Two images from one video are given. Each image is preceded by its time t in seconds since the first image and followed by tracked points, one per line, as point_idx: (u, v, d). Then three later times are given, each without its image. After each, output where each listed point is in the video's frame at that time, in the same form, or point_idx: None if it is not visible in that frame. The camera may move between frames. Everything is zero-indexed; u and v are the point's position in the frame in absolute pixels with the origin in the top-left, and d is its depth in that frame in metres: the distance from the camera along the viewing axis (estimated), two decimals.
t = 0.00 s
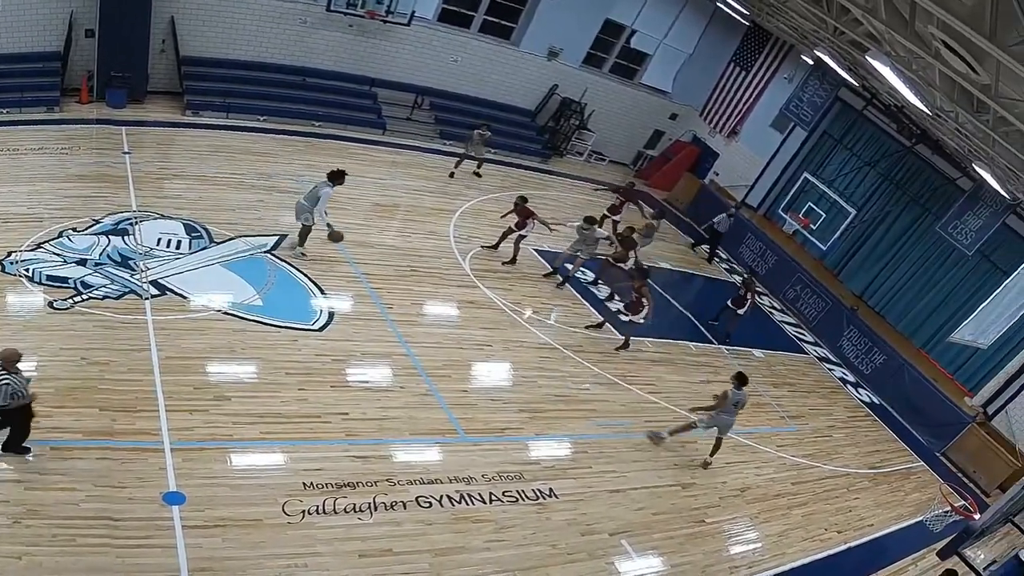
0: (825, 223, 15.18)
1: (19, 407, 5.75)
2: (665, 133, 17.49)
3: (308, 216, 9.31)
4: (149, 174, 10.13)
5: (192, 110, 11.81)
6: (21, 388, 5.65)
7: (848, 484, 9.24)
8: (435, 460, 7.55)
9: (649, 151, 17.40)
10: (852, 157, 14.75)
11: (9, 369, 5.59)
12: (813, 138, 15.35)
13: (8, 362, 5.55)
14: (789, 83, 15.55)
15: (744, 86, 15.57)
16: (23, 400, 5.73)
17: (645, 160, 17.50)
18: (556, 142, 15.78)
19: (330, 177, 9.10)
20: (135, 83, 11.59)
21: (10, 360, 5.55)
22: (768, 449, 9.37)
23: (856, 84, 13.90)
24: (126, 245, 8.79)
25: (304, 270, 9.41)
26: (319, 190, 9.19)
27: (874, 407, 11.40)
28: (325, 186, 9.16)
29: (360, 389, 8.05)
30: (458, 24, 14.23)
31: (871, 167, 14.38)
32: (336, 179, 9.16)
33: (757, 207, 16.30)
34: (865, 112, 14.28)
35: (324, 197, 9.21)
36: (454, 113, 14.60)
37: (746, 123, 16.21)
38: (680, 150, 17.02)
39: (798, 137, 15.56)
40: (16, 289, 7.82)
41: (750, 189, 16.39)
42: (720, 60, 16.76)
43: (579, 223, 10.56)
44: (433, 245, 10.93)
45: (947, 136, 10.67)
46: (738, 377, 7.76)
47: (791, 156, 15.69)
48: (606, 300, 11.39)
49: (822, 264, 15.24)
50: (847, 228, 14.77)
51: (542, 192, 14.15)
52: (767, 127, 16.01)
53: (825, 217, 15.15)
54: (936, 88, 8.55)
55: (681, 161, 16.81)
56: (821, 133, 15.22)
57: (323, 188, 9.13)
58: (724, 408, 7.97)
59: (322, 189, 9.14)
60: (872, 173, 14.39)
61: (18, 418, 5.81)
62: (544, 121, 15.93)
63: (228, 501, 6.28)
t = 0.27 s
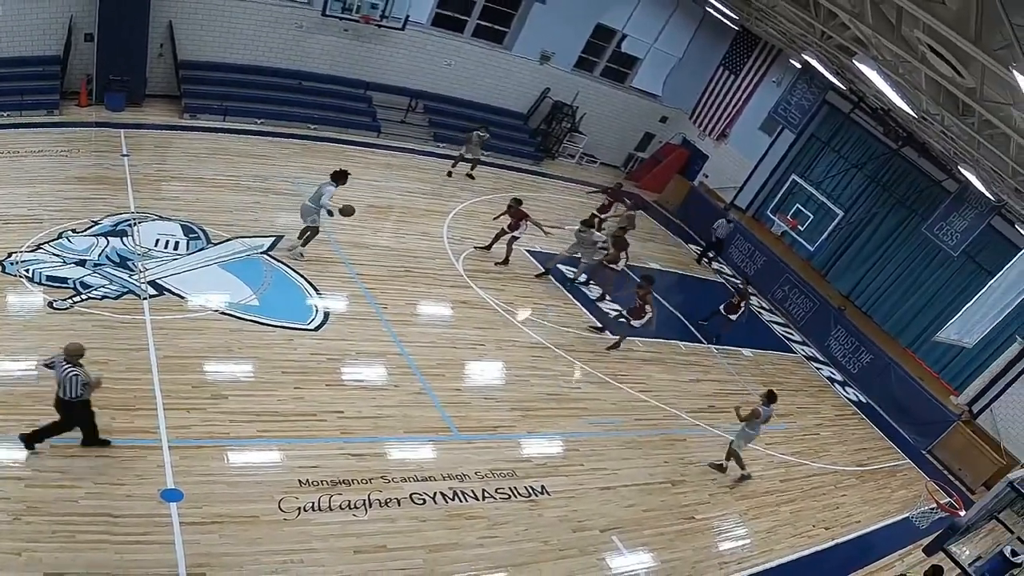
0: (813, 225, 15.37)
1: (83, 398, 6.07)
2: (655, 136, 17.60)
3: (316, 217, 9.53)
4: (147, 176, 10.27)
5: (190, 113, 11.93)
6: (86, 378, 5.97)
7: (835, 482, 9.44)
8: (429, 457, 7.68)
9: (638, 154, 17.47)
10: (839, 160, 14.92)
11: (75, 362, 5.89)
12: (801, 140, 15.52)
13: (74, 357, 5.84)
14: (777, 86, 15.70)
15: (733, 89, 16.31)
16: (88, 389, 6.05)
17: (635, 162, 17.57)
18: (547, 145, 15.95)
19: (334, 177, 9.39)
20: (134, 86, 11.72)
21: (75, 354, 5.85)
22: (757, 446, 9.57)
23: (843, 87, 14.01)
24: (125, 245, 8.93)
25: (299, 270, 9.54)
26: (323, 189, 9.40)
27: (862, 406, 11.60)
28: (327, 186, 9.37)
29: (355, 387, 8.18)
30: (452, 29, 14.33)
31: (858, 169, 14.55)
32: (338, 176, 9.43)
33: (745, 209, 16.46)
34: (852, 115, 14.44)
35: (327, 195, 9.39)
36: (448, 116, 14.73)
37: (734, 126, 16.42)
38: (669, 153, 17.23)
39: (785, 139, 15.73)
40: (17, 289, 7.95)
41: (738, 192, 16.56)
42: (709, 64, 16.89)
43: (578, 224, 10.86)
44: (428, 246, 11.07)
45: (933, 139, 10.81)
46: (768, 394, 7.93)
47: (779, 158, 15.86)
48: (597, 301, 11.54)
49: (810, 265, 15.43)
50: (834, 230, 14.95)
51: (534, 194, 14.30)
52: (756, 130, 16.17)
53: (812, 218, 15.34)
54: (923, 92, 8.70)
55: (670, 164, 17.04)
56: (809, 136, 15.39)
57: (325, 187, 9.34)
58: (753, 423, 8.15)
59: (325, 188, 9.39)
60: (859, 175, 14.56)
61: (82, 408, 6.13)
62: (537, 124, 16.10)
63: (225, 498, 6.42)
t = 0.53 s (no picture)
0: (800, 225, 15.90)
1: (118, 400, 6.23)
2: (646, 139, 17.90)
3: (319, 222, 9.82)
4: (148, 178, 10.44)
5: (190, 116, 12.09)
6: (120, 380, 6.12)
7: (823, 478, 9.70)
8: (424, 454, 7.85)
9: (630, 156, 17.78)
10: (826, 162, 15.51)
11: (112, 361, 6.12)
12: (789, 143, 16.09)
13: (113, 355, 6.13)
14: (766, 90, 16.25)
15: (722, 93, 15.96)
16: (121, 392, 6.18)
17: (626, 164, 17.92)
18: (540, 147, 16.13)
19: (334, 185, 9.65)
20: (135, 90, 11.89)
21: (114, 352, 6.12)
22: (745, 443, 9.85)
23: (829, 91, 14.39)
24: (126, 246, 9.10)
25: (297, 270, 9.71)
26: (325, 197, 9.71)
27: (850, 403, 12.00)
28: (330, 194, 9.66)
29: (351, 385, 8.34)
30: (446, 33, 14.49)
31: (845, 171, 15.14)
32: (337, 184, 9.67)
33: (734, 210, 16.95)
34: (839, 118, 15.02)
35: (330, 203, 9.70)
36: (443, 119, 14.92)
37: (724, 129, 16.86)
38: (659, 155, 17.57)
39: (774, 142, 16.28)
40: (20, 289, 8.13)
41: (728, 193, 17.04)
42: (698, 69, 17.22)
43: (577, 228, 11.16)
44: (424, 247, 11.25)
45: (918, 141, 11.06)
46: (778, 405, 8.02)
47: (768, 160, 16.39)
48: (589, 300, 11.77)
49: (798, 265, 15.98)
50: (822, 230, 15.53)
51: (527, 196, 14.48)
52: (745, 133, 16.71)
53: (800, 219, 15.88)
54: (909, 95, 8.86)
55: (660, 167, 17.39)
56: (797, 139, 15.98)
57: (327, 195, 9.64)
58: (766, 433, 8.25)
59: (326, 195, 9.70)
60: (846, 177, 15.15)
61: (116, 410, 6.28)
62: (530, 126, 16.32)
63: (224, 493, 6.58)
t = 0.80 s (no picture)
0: (786, 227, 16.48)
1: (172, 401, 6.51)
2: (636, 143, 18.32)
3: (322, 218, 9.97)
4: (150, 181, 10.66)
5: (191, 120, 12.31)
6: (176, 386, 6.38)
7: (809, 473, 10.17)
8: (419, 449, 8.07)
9: (620, 159, 18.22)
10: (811, 165, 16.03)
11: (169, 368, 6.33)
12: (775, 147, 16.60)
13: (169, 362, 6.29)
14: (751, 96, 16.72)
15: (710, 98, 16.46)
16: (176, 395, 6.46)
17: (616, 167, 18.29)
18: (532, 151, 16.33)
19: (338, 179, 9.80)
20: (137, 95, 12.11)
21: (172, 360, 6.29)
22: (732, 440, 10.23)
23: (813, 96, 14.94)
24: (129, 247, 9.33)
25: (296, 271, 9.95)
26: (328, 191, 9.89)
27: (835, 400, 12.74)
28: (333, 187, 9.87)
29: (348, 383, 8.57)
30: (441, 40, 14.85)
31: (829, 174, 15.66)
32: (342, 179, 9.85)
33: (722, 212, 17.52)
34: (823, 123, 15.56)
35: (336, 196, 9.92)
36: (439, 123, 15.15)
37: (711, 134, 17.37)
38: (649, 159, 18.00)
39: (760, 146, 16.78)
40: (26, 288, 8.36)
41: (715, 196, 17.55)
42: (686, 75, 17.70)
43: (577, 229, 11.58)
44: (419, 248, 11.49)
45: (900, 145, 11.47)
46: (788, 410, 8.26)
47: (755, 163, 16.89)
48: (580, 300, 12.08)
49: (783, 265, 16.51)
50: (807, 232, 16.09)
51: (519, 198, 14.75)
52: (732, 137, 17.22)
53: (786, 220, 16.46)
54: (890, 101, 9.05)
55: (650, 170, 17.75)
56: (782, 142, 16.49)
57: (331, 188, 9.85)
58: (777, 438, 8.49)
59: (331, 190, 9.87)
60: (830, 180, 15.67)
61: (168, 408, 6.59)
62: (523, 131, 16.53)
63: (225, 488, 6.79)
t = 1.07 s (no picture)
0: (774, 227, 16.94)
1: (212, 397, 6.86)
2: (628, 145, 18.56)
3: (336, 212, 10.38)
4: (153, 183, 10.86)
5: (193, 123, 12.51)
6: (218, 379, 6.74)
7: (798, 470, 10.46)
8: (416, 445, 8.28)
9: (613, 161, 18.42)
10: (800, 167, 16.44)
11: (210, 363, 6.70)
12: (765, 149, 16.99)
13: (211, 357, 6.67)
14: (741, 99, 16.99)
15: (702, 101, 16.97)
16: (218, 389, 6.81)
17: (609, 170, 18.53)
18: (527, 153, 16.58)
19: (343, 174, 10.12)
20: (140, 99, 12.32)
21: (214, 355, 6.67)
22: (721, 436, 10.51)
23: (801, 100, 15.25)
24: (132, 247, 9.53)
25: (295, 270, 10.15)
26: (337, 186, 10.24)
27: (823, 397, 13.07)
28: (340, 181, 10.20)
29: (347, 380, 8.78)
30: (437, 44, 14.92)
31: (818, 175, 16.09)
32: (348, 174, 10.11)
33: (712, 213, 17.88)
34: (812, 125, 15.92)
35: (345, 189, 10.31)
36: (435, 126, 15.34)
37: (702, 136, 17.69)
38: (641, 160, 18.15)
39: (750, 148, 17.16)
40: (32, 287, 8.57)
41: (706, 197, 17.91)
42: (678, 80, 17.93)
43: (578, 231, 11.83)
44: (416, 249, 11.71)
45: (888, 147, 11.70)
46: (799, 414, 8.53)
47: (745, 165, 17.29)
48: (573, 300, 12.31)
49: (772, 265, 16.95)
50: (795, 232, 16.54)
51: (514, 199, 14.97)
52: (722, 139, 17.57)
53: (774, 221, 16.90)
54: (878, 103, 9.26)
55: (642, 172, 17.97)
56: (771, 144, 16.89)
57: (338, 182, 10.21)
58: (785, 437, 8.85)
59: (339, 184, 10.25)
60: (818, 181, 16.10)
61: (207, 404, 6.92)
62: (517, 133, 16.77)
63: (226, 482, 6.99)
